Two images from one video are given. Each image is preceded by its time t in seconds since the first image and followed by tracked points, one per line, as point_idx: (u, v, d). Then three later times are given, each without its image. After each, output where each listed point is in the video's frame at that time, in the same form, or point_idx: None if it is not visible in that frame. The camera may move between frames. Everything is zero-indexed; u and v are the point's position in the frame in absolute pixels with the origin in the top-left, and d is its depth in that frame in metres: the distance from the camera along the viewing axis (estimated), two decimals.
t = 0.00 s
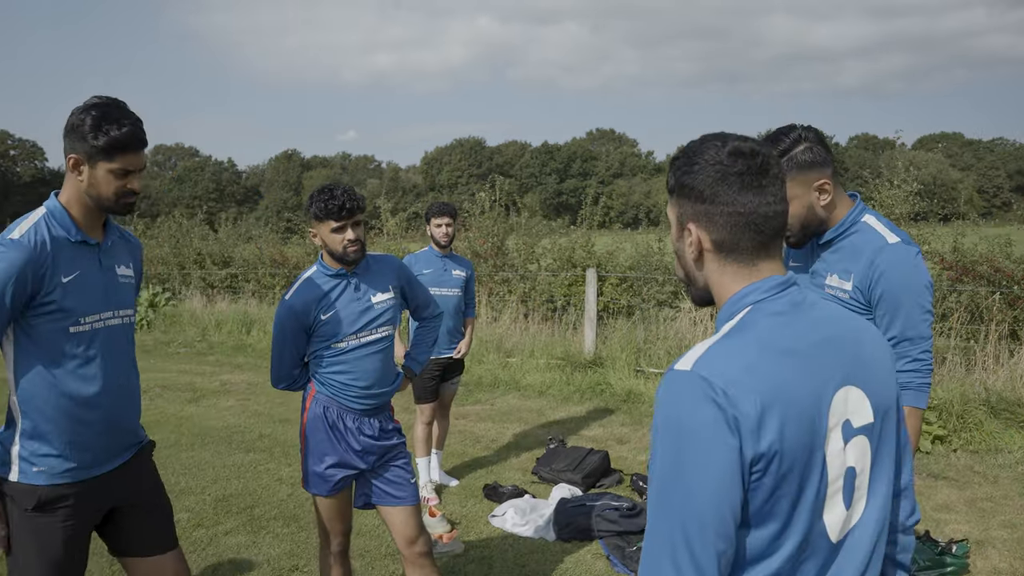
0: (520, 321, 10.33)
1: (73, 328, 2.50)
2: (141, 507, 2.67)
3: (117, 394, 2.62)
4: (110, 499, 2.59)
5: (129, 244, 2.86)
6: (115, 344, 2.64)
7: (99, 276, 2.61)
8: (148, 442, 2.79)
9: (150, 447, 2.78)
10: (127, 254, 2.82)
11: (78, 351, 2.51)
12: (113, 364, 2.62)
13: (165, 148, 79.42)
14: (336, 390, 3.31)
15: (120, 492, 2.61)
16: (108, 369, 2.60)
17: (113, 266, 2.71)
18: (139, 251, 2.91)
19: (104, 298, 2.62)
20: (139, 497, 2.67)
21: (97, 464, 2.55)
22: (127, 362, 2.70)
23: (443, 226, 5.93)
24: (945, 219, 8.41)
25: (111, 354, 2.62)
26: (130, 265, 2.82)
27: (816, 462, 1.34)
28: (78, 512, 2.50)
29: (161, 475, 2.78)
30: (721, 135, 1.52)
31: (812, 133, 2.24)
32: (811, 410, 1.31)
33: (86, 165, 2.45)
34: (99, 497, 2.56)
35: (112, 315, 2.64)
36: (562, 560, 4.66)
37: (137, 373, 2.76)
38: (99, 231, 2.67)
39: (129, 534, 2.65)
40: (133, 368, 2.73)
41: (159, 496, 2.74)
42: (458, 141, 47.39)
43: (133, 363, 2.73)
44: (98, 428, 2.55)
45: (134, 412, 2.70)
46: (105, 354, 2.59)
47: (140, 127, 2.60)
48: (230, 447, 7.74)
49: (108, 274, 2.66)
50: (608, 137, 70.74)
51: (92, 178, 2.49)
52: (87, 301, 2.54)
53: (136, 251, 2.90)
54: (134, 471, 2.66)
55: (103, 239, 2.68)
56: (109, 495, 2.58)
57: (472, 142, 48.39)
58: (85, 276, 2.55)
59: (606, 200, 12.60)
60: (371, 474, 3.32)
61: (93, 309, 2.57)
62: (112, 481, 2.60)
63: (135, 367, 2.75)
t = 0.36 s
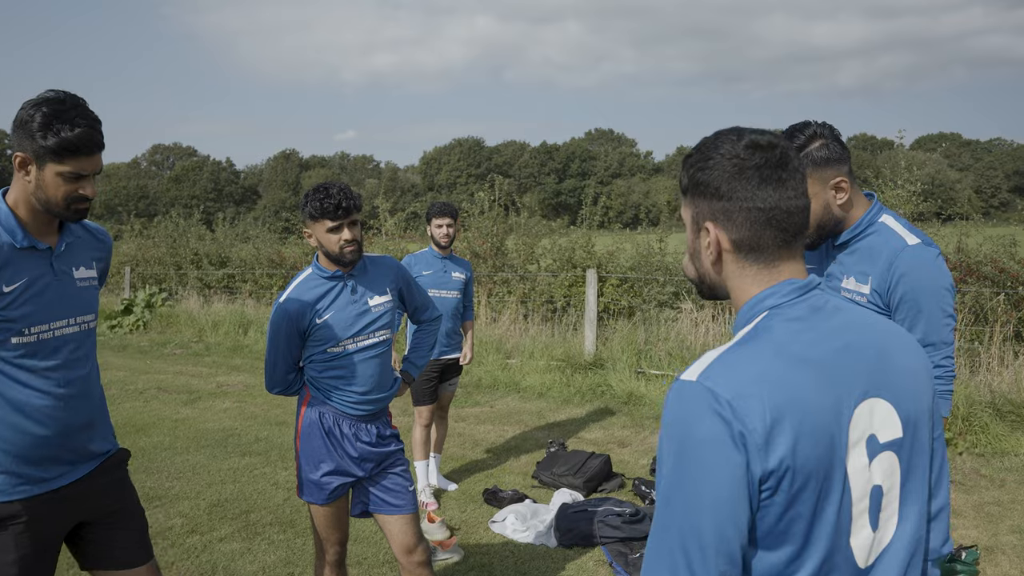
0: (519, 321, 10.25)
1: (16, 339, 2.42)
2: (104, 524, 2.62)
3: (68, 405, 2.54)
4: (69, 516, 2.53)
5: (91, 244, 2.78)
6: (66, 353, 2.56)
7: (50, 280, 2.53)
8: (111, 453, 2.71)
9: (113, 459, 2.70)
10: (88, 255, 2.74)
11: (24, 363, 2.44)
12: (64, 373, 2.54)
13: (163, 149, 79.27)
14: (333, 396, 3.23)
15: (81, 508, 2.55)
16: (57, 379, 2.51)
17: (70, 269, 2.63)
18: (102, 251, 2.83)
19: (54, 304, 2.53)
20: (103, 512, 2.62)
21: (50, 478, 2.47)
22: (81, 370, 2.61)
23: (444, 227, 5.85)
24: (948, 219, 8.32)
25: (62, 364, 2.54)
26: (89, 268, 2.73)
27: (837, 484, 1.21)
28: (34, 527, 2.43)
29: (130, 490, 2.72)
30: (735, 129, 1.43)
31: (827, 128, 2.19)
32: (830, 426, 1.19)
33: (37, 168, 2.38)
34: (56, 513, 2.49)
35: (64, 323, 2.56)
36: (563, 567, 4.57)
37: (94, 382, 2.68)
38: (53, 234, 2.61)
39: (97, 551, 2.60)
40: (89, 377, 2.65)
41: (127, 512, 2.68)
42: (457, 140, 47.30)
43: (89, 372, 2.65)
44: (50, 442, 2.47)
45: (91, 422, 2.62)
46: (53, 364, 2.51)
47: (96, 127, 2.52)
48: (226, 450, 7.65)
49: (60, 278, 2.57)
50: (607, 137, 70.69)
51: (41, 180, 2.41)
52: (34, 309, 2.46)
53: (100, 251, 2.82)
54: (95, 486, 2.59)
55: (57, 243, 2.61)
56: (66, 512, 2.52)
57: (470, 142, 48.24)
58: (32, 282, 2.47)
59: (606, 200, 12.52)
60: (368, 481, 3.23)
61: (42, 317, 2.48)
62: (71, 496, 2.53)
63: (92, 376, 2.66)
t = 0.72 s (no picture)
0: (505, 324, 10.14)
1: None
2: (75, 545, 2.50)
3: (38, 416, 2.41)
4: (36, 538, 2.41)
5: (63, 245, 2.63)
6: (35, 362, 2.42)
7: (13, 285, 2.38)
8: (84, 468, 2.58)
9: (85, 474, 2.58)
10: (59, 256, 2.59)
11: None
12: (33, 384, 2.40)
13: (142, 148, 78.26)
14: (320, 406, 3.12)
15: (50, 529, 2.44)
16: (26, 390, 2.38)
17: (38, 272, 2.48)
18: (76, 251, 2.69)
19: (21, 310, 2.39)
20: (74, 534, 2.50)
21: (20, 494, 2.35)
22: (52, 380, 2.47)
23: (432, 230, 5.74)
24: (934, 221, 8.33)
25: (32, 374, 2.40)
26: (61, 269, 2.58)
27: (876, 513, 1.22)
28: None
29: (106, 508, 2.62)
30: (753, 135, 1.39)
31: (837, 134, 2.40)
32: (869, 457, 1.19)
33: None
34: (21, 535, 2.38)
35: (34, 330, 2.42)
36: None
37: (67, 392, 2.55)
38: (13, 238, 2.44)
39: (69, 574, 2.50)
40: (62, 387, 2.51)
41: (101, 533, 2.57)
42: (441, 140, 47.07)
43: (60, 381, 2.51)
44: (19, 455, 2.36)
45: (63, 433, 2.49)
46: (21, 374, 2.37)
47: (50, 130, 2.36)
48: (208, 457, 7.48)
49: (27, 282, 2.43)
50: (590, 138, 70.74)
51: None
52: None
53: (74, 250, 2.67)
54: (64, 505, 2.47)
55: (21, 247, 2.45)
56: (33, 533, 2.40)
57: (454, 142, 48.02)
58: None
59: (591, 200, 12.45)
60: (356, 494, 3.12)
61: (8, 323, 2.34)
62: (37, 515, 2.41)
63: (64, 385, 2.53)
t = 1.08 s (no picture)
0: (495, 325, 10.07)
1: None
2: (64, 559, 2.41)
3: (23, 427, 2.31)
4: (23, 551, 2.33)
5: (54, 251, 2.53)
6: (20, 371, 2.32)
7: None
8: (73, 480, 2.49)
9: (75, 486, 2.48)
10: (48, 262, 2.49)
11: None
12: (18, 393, 2.30)
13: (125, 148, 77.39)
14: (309, 412, 3.03)
15: (37, 542, 2.35)
16: (10, 400, 2.28)
17: (26, 279, 2.39)
18: (69, 258, 2.59)
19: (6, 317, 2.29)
20: (63, 547, 2.41)
21: (5, 510, 2.26)
22: (40, 390, 2.37)
23: (422, 231, 5.66)
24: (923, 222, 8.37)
25: (17, 383, 2.30)
26: (51, 276, 2.48)
27: (898, 527, 1.18)
28: None
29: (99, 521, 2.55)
30: (755, 136, 1.35)
31: (842, 134, 2.42)
32: (892, 470, 1.14)
33: None
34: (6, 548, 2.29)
35: (20, 338, 2.32)
36: None
37: (56, 402, 2.44)
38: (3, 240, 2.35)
39: None
40: (49, 397, 2.41)
41: (92, 547, 2.48)
42: (428, 141, 46.94)
43: (48, 391, 2.41)
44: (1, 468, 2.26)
45: (49, 444, 2.39)
46: (5, 384, 2.27)
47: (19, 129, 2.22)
48: (194, 461, 7.35)
49: (13, 289, 2.33)
50: (578, 139, 70.83)
51: None
52: None
53: (66, 257, 2.57)
54: (51, 518, 2.38)
55: (10, 250, 2.35)
56: (19, 547, 2.31)
57: (442, 143, 47.86)
58: None
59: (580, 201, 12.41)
60: (347, 501, 3.04)
61: None
62: (23, 528, 2.31)
63: (52, 395, 2.42)
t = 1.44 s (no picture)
0: (495, 326, 10.02)
1: None
2: (63, 562, 2.37)
3: (15, 432, 2.26)
4: (19, 555, 2.29)
5: (58, 253, 2.47)
6: (14, 375, 2.26)
7: None
8: (72, 485, 2.44)
9: (74, 490, 2.43)
10: (50, 265, 2.42)
11: None
12: (11, 397, 2.25)
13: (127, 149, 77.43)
14: (304, 414, 3.00)
15: (33, 546, 2.30)
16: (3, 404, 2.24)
17: (24, 283, 2.33)
18: (75, 260, 2.52)
19: None
20: (61, 551, 2.37)
21: None
22: (36, 396, 2.32)
23: (422, 231, 5.62)
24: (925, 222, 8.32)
25: (11, 387, 2.25)
26: (52, 280, 2.42)
27: (897, 539, 1.14)
28: None
29: (100, 526, 2.50)
30: (745, 135, 1.32)
31: (841, 134, 2.37)
32: (891, 480, 1.10)
33: None
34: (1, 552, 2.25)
35: (15, 342, 2.27)
36: None
37: (54, 407, 2.39)
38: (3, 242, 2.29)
39: None
40: (46, 402, 2.35)
41: (91, 552, 2.43)
42: (430, 141, 46.91)
43: (44, 396, 2.35)
44: None
45: (45, 450, 2.33)
46: None
47: None
48: (192, 462, 7.31)
49: (10, 292, 2.28)
50: (579, 139, 70.78)
51: None
52: None
53: (72, 259, 2.51)
54: (48, 522, 2.33)
55: (8, 254, 2.29)
56: (15, 552, 2.28)
57: (443, 143, 47.81)
58: None
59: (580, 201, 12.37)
60: (342, 505, 3.00)
61: None
62: (18, 532, 2.27)
63: (49, 399, 2.36)
